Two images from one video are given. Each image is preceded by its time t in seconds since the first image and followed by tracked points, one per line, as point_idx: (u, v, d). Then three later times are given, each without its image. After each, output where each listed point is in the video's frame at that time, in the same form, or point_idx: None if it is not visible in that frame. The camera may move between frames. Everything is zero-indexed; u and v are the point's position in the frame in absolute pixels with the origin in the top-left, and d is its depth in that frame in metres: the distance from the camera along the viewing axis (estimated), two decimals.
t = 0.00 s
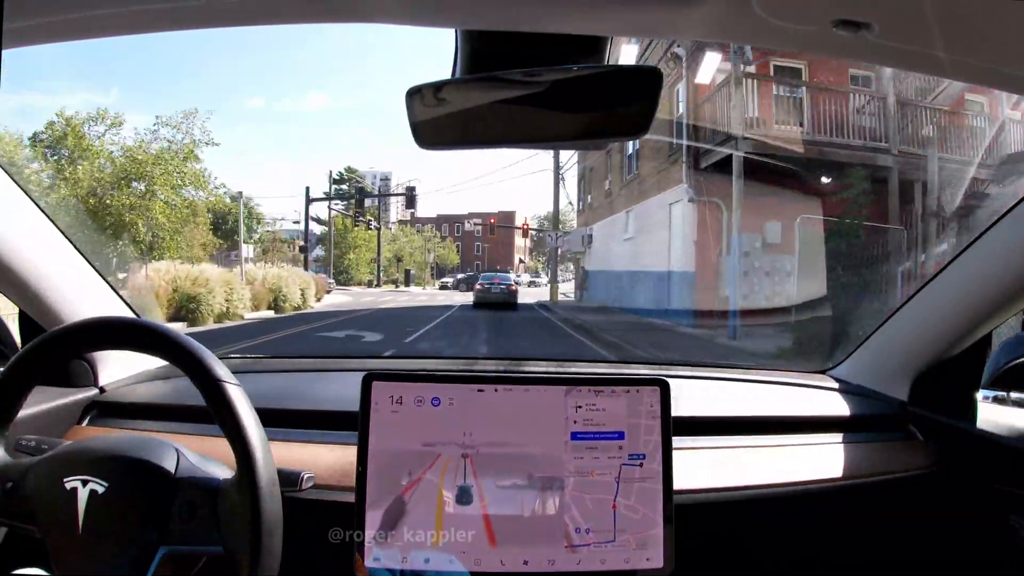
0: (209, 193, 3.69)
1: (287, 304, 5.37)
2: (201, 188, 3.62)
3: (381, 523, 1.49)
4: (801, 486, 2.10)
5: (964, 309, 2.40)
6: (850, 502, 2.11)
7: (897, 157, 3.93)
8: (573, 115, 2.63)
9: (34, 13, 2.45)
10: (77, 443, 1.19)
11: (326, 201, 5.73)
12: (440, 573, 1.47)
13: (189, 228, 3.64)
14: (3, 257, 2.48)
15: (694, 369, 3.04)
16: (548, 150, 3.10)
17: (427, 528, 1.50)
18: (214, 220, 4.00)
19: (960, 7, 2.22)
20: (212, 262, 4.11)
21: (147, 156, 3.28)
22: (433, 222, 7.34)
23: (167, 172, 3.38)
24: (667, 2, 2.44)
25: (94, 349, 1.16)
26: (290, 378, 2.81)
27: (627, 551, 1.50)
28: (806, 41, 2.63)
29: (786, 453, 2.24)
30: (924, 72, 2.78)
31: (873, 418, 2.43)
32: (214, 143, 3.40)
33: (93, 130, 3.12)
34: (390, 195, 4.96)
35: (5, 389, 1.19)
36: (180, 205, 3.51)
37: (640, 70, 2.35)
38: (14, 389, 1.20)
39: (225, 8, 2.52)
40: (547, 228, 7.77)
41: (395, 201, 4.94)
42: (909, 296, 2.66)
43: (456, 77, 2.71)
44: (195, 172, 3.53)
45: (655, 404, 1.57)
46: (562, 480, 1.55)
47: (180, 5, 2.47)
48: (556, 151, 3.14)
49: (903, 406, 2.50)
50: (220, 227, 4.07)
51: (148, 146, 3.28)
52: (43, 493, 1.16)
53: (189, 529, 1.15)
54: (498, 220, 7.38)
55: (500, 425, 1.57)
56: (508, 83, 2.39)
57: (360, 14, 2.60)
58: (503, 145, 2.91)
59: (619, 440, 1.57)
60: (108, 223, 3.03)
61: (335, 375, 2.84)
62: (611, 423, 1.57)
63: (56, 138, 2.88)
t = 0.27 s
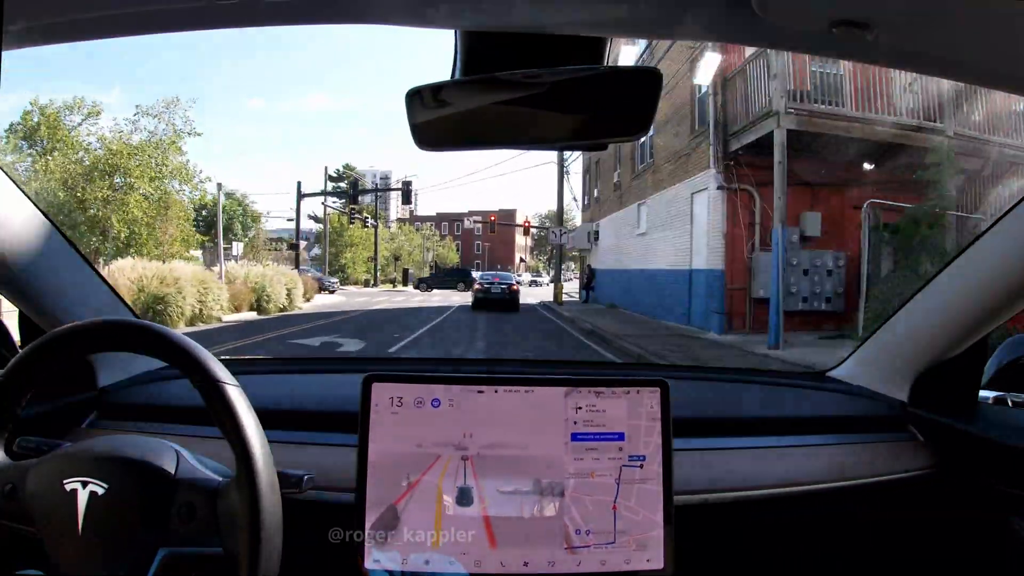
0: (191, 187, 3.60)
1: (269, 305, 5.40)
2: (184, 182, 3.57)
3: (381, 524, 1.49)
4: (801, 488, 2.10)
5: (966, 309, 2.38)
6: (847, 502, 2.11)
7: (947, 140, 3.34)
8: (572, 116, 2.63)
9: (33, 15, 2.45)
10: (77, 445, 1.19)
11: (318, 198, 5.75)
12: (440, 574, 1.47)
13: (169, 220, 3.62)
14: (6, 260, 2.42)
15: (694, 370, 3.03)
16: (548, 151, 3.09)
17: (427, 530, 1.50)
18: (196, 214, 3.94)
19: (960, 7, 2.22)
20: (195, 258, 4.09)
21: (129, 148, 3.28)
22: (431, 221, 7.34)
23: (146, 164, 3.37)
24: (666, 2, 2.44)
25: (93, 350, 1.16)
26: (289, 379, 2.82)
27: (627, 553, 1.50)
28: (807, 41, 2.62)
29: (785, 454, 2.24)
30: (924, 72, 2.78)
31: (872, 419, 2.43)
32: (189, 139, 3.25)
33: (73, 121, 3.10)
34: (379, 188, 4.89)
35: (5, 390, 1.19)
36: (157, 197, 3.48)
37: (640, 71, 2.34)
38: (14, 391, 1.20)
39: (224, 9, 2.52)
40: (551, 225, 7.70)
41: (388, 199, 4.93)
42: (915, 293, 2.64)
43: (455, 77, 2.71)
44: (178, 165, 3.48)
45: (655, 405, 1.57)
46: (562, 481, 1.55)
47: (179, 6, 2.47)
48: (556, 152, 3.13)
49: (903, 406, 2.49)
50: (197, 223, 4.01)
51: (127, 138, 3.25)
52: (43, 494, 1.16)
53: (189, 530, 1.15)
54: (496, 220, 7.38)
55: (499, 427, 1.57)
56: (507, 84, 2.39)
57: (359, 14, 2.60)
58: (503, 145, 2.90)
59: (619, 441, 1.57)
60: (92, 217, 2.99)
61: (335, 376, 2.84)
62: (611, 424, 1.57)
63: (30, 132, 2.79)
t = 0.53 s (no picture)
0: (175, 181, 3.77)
1: (253, 306, 5.53)
2: (168, 178, 3.78)
3: (381, 524, 1.49)
4: (800, 487, 2.10)
5: (964, 308, 2.38)
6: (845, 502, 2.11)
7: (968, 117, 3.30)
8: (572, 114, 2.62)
9: (32, 14, 2.45)
10: (76, 444, 1.19)
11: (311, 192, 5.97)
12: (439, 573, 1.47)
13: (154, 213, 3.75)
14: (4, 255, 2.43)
15: (692, 370, 3.04)
16: (548, 150, 3.09)
17: (427, 530, 1.50)
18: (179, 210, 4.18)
19: (960, 7, 2.22)
20: (182, 256, 4.30)
21: (107, 141, 3.38)
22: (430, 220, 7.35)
23: (123, 156, 3.50)
24: (667, 2, 2.44)
25: (93, 348, 1.16)
26: (287, 378, 2.82)
27: (626, 552, 1.50)
28: (807, 40, 2.62)
29: (783, 454, 2.25)
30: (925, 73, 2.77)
31: (871, 420, 2.44)
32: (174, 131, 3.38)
33: (49, 111, 3.01)
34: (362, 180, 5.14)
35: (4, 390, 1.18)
36: (133, 188, 3.58)
37: (640, 70, 2.34)
38: (13, 389, 1.19)
39: (223, 8, 2.52)
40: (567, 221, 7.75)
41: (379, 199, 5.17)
42: (917, 290, 2.64)
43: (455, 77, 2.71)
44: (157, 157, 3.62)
45: (654, 404, 1.57)
46: (561, 481, 1.55)
47: (179, 5, 2.47)
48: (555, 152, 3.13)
49: (903, 407, 2.51)
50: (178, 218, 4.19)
51: (103, 129, 3.31)
52: (42, 494, 1.16)
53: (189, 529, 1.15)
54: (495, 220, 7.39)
55: (499, 426, 1.57)
56: (507, 83, 2.39)
57: (358, 13, 2.60)
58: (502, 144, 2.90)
59: (618, 440, 1.57)
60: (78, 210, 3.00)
61: (333, 375, 2.84)
62: (611, 424, 1.57)
63: (2, 122, 2.67)
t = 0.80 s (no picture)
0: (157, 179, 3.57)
1: (233, 309, 5.13)
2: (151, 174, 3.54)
3: (381, 523, 1.49)
4: (800, 487, 2.10)
5: (965, 306, 2.36)
6: (846, 502, 2.10)
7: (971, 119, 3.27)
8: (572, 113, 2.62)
9: (33, 14, 2.45)
10: (77, 443, 1.19)
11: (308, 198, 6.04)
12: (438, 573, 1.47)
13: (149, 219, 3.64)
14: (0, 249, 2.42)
15: (693, 370, 3.04)
16: (548, 150, 3.09)
17: (427, 530, 1.50)
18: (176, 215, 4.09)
19: (961, 7, 2.21)
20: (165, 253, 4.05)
21: (83, 132, 3.22)
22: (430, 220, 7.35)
23: (102, 149, 3.34)
24: (667, 1, 2.44)
25: (94, 347, 1.16)
26: (288, 378, 2.82)
27: (626, 551, 1.50)
28: (807, 40, 2.62)
29: (783, 454, 2.25)
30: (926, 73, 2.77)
31: (870, 420, 2.44)
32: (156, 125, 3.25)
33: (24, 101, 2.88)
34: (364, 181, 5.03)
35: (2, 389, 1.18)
36: (118, 181, 3.41)
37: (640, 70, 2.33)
38: (13, 389, 1.19)
39: (223, 7, 2.52)
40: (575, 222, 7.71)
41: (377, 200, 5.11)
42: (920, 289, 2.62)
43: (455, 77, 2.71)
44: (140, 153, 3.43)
45: (654, 404, 1.58)
46: (561, 480, 1.55)
47: (179, 5, 2.47)
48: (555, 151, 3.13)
49: (903, 407, 2.51)
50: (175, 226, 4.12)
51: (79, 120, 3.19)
52: (43, 492, 1.16)
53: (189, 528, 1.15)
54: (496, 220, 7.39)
55: (499, 426, 1.57)
56: (507, 82, 2.39)
57: (358, 13, 2.60)
58: (502, 143, 2.90)
59: (619, 440, 1.57)
60: (57, 204, 2.91)
61: (334, 375, 2.84)
62: (611, 423, 1.57)
63: None
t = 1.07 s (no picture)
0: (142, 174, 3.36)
1: (214, 312, 4.37)
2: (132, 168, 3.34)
3: (381, 522, 1.49)
4: (800, 488, 2.10)
5: (966, 305, 2.36)
6: (846, 503, 2.10)
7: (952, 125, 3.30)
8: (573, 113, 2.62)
9: (33, 13, 2.45)
10: (77, 442, 1.19)
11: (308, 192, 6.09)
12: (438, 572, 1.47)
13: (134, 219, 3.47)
14: None
15: (693, 370, 3.04)
16: (548, 150, 3.09)
17: (427, 530, 1.50)
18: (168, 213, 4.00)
19: (961, 8, 2.21)
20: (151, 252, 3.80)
21: (56, 124, 3.01)
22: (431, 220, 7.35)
23: (78, 139, 3.15)
24: (667, 1, 2.44)
25: (95, 347, 1.15)
26: (288, 378, 2.82)
27: (626, 552, 1.50)
28: (808, 40, 2.62)
29: (782, 454, 2.25)
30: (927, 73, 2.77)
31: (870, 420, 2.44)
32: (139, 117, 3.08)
33: None
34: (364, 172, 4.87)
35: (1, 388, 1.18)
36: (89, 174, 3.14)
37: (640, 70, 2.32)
38: (12, 389, 1.19)
39: (224, 7, 2.52)
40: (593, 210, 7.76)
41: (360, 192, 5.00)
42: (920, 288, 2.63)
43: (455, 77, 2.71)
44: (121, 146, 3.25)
45: (654, 404, 1.58)
46: (561, 480, 1.55)
47: (178, 4, 2.47)
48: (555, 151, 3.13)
49: (903, 407, 2.51)
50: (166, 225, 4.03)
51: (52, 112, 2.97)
52: (43, 492, 1.16)
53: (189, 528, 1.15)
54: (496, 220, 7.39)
55: (499, 426, 1.57)
56: (507, 82, 2.38)
57: (358, 13, 2.60)
58: (503, 143, 2.90)
59: (619, 440, 1.57)
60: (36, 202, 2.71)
61: (334, 374, 2.84)
62: (611, 423, 1.57)
63: None
